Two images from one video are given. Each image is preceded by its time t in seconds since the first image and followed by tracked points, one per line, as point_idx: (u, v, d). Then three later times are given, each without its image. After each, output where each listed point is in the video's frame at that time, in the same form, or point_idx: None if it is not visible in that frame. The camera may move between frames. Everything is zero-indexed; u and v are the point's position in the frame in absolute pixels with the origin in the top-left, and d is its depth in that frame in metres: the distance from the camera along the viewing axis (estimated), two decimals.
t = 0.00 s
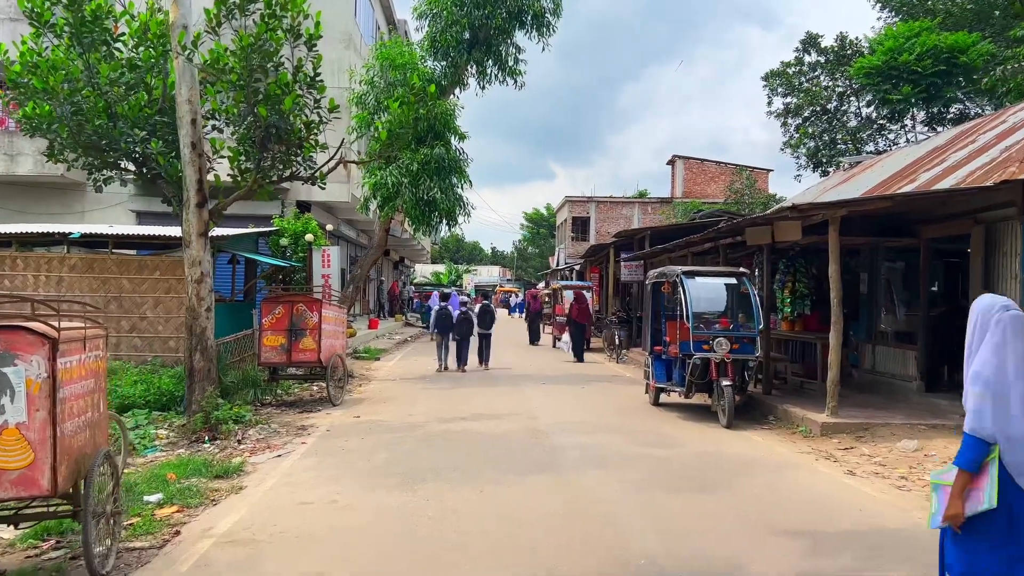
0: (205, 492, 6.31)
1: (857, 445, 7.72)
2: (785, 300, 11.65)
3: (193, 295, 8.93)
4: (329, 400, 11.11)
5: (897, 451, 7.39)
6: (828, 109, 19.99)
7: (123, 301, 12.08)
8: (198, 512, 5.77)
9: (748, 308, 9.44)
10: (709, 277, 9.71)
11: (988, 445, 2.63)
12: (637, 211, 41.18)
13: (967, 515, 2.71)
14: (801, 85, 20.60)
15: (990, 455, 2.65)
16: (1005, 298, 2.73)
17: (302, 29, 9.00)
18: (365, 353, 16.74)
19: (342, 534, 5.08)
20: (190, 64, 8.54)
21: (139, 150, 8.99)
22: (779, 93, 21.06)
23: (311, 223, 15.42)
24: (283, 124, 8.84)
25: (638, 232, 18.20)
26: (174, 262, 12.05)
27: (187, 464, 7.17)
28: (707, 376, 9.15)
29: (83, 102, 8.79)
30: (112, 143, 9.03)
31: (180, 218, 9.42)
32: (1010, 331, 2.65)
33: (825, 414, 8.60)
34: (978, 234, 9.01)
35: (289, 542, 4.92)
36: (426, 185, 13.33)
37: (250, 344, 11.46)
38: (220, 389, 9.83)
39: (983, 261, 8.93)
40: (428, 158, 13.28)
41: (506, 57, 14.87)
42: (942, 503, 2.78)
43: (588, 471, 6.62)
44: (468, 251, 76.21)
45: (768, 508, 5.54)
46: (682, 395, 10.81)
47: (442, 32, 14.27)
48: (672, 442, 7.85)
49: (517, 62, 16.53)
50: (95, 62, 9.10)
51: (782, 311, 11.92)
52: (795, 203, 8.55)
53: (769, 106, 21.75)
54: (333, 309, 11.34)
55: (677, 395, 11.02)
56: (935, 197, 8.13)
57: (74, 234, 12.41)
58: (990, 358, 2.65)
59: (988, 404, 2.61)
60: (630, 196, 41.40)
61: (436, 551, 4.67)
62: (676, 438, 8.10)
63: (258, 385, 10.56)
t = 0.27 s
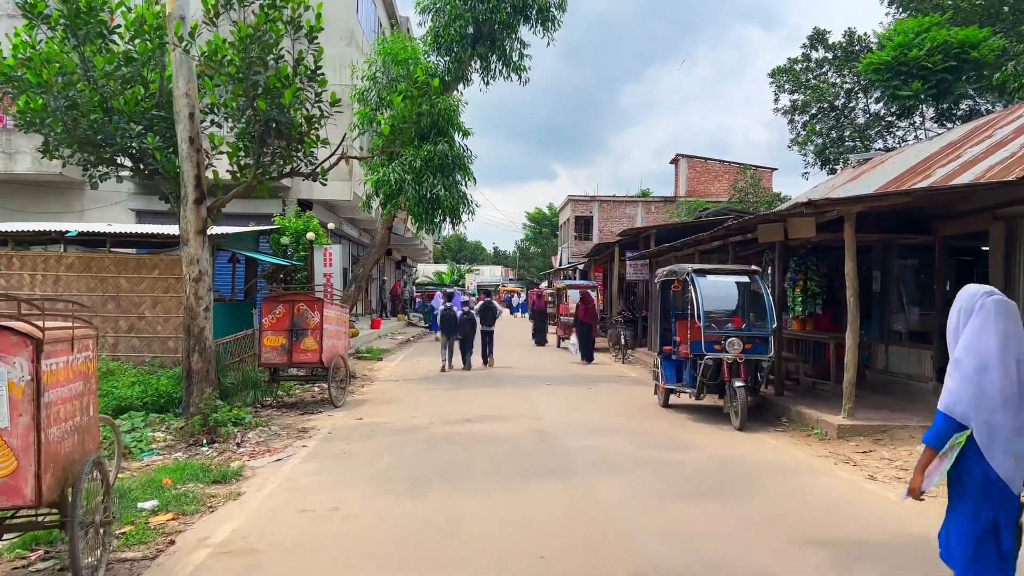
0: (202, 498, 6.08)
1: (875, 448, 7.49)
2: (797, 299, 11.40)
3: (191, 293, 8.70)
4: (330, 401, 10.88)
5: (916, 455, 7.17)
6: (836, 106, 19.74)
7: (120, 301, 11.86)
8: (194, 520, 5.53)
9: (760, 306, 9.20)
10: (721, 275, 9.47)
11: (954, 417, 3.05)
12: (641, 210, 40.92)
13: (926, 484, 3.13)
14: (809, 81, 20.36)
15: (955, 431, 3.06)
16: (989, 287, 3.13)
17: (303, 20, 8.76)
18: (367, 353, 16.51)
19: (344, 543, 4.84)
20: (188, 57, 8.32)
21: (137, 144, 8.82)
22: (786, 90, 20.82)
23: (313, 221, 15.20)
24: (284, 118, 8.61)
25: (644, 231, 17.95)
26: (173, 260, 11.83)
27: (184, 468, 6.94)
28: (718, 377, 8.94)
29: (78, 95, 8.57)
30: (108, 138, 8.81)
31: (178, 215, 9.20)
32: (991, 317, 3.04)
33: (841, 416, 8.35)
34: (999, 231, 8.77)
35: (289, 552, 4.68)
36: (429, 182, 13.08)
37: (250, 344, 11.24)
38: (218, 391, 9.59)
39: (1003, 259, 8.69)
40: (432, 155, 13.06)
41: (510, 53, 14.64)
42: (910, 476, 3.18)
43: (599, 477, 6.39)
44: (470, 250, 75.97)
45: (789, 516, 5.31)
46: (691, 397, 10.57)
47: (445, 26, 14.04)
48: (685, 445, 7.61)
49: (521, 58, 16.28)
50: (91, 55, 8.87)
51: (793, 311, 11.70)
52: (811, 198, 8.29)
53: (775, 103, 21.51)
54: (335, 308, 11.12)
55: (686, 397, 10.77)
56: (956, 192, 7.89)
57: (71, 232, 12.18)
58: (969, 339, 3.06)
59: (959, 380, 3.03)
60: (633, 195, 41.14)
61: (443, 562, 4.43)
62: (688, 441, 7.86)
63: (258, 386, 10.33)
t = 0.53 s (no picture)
0: (197, 507, 5.81)
1: (897, 454, 7.23)
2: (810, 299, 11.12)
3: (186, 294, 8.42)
4: (331, 404, 10.62)
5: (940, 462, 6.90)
6: (845, 103, 19.44)
7: (117, 301, 11.60)
8: (187, 532, 5.26)
9: (774, 307, 8.93)
10: (733, 274, 9.19)
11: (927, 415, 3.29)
12: (644, 209, 40.61)
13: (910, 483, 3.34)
14: (817, 78, 20.08)
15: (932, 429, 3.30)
16: (968, 296, 3.35)
17: (301, 12, 8.47)
18: (369, 354, 16.25)
19: (344, 559, 4.57)
20: (183, 50, 8.06)
21: (131, 141, 8.55)
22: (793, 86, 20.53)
23: (313, 220, 14.95)
24: (282, 113, 8.34)
25: (650, 229, 17.65)
26: (171, 260, 11.56)
27: (179, 474, 6.69)
28: (731, 380, 8.70)
29: (70, 89, 8.31)
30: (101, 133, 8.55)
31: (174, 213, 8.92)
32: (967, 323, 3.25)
33: (859, 421, 8.09)
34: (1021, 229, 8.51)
35: (287, 568, 4.42)
36: (432, 179, 12.78)
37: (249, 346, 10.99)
38: (215, 394, 9.34)
39: None
40: (435, 151, 12.78)
41: (515, 48, 14.36)
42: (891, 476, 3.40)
43: (612, 485, 6.13)
44: (472, 250, 75.69)
45: (813, 529, 5.05)
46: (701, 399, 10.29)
47: (449, 22, 13.79)
48: (698, 451, 7.35)
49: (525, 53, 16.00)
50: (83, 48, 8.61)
51: (805, 311, 11.44)
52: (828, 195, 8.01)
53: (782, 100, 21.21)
54: (336, 309, 10.86)
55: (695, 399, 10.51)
56: (979, 188, 7.61)
57: (66, 231, 11.92)
58: (942, 342, 3.29)
59: (932, 380, 3.28)
60: (636, 194, 40.84)
61: None
62: (701, 446, 7.59)
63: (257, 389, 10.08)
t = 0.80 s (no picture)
0: (184, 513, 5.55)
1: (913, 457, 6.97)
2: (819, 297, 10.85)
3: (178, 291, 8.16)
4: (328, 404, 10.37)
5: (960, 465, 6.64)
6: (852, 97, 19.14)
7: (109, 299, 11.35)
8: (172, 540, 4.99)
9: (784, 304, 8.66)
10: (741, 270, 8.93)
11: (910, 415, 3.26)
12: (646, 206, 40.30)
13: (896, 485, 3.32)
14: (823, 71, 19.78)
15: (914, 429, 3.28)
16: (929, 294, 3.36)
17: None
18: (369, 352, 16.00)
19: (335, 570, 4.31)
20: (173, 38, 7.81)
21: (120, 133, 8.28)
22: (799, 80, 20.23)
23: (311, 216, 14.68)
24: (276, 104, 8.08)
25: (654, 226, 17.36)
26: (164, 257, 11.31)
27: (167, 478, 6.43)
28: (740, 380, 8.37)
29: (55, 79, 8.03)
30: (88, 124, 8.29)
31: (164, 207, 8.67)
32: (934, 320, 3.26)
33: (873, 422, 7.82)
34: None
35: None
36: (432, 173, 12.49)
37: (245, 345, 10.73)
38: (208, 395, 9.09)
39: None
40: (434, 145, 12.50)
41: (516, 39, 14.07)
42: (873, 473, 3.38)
43: (617, 490, 5.87)
44: (473, 247, 75.41)
45: (832, 538, 4.78)
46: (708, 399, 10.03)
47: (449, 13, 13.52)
48: (707, 454, 7.08)
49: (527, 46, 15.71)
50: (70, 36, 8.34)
51: (813, 308, 11.17)
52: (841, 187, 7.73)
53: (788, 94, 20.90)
54: (333, 306, 10.59)
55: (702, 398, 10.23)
56: (999, 180, 7.33)
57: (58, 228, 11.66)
58: (914, 342, 3.26)
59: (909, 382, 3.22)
60: (639, 191, 40.51)
61: None
62: (710, 448, 7.32)
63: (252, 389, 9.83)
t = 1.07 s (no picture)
0: (173, 522, 5.31)
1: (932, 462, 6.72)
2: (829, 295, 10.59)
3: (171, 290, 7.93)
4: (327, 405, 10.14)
5: (983, 471, 6.40)
6: (859, 91, 18.85)
7: (104, 298, 11.13)
8: (159, 553, 4.74)
9: (796, 303, 8.40)
10: (752, 268, 8.67)
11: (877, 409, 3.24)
12: (650, 203, 40.00)
13: (864, 474, 3.24)
14: (830, 66, 19.49)
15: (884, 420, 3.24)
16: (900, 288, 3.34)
17: None
18: (370, 351, 15.78)
19: None
20: (165, 28, 7.59)
21: (110, 126, 8.13)
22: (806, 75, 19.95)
23: (311, 213, 14.45)
24: (271, 96, 7.91)
25: (659, 222, 17.09)
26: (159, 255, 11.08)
27: (158, 484, 6.21)
28: (750, 381, 8.10)
29: (44, 71, 7.82)
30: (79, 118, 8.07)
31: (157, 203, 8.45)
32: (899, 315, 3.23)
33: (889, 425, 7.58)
34: None
35: None
36: (432, 169, 12.25)
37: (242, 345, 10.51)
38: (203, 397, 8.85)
39: None
40: (435, 140, 12.25)
41: (519, 32, 13.81)
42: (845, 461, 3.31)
43: (626, 498, 5.63)
44: (475, 245, 75.15)
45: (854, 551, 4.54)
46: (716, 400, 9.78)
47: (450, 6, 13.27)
48: (718, 458, 6.84)
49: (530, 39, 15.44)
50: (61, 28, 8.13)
51: (824, 306, 10.90)
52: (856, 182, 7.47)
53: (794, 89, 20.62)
54: (332, 305, 10.36)
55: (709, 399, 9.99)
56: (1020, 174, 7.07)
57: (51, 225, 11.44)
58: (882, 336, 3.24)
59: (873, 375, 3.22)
60: (642, 187, 40.21)
61: None
62: (721, 452, 7.07)
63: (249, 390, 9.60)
